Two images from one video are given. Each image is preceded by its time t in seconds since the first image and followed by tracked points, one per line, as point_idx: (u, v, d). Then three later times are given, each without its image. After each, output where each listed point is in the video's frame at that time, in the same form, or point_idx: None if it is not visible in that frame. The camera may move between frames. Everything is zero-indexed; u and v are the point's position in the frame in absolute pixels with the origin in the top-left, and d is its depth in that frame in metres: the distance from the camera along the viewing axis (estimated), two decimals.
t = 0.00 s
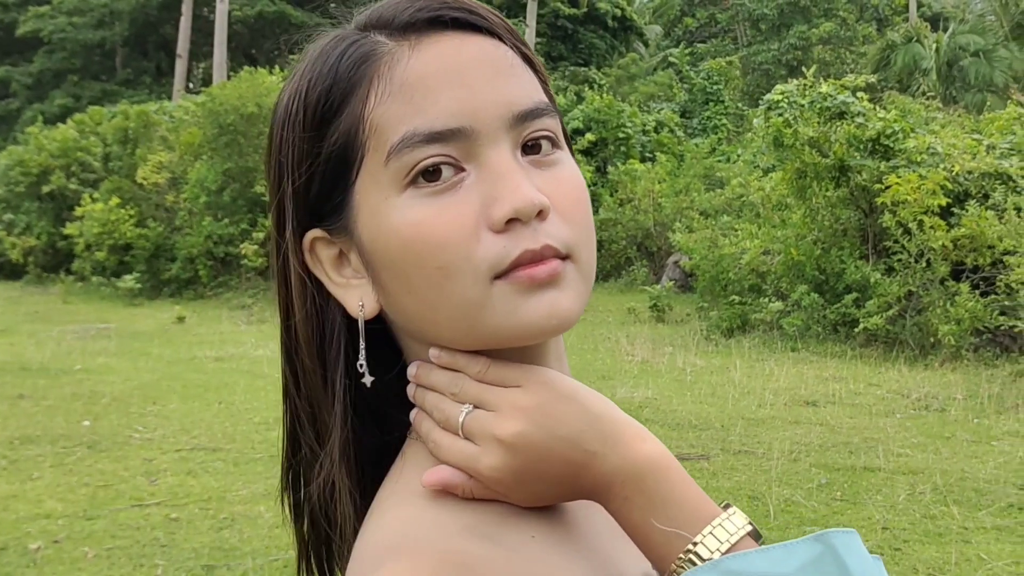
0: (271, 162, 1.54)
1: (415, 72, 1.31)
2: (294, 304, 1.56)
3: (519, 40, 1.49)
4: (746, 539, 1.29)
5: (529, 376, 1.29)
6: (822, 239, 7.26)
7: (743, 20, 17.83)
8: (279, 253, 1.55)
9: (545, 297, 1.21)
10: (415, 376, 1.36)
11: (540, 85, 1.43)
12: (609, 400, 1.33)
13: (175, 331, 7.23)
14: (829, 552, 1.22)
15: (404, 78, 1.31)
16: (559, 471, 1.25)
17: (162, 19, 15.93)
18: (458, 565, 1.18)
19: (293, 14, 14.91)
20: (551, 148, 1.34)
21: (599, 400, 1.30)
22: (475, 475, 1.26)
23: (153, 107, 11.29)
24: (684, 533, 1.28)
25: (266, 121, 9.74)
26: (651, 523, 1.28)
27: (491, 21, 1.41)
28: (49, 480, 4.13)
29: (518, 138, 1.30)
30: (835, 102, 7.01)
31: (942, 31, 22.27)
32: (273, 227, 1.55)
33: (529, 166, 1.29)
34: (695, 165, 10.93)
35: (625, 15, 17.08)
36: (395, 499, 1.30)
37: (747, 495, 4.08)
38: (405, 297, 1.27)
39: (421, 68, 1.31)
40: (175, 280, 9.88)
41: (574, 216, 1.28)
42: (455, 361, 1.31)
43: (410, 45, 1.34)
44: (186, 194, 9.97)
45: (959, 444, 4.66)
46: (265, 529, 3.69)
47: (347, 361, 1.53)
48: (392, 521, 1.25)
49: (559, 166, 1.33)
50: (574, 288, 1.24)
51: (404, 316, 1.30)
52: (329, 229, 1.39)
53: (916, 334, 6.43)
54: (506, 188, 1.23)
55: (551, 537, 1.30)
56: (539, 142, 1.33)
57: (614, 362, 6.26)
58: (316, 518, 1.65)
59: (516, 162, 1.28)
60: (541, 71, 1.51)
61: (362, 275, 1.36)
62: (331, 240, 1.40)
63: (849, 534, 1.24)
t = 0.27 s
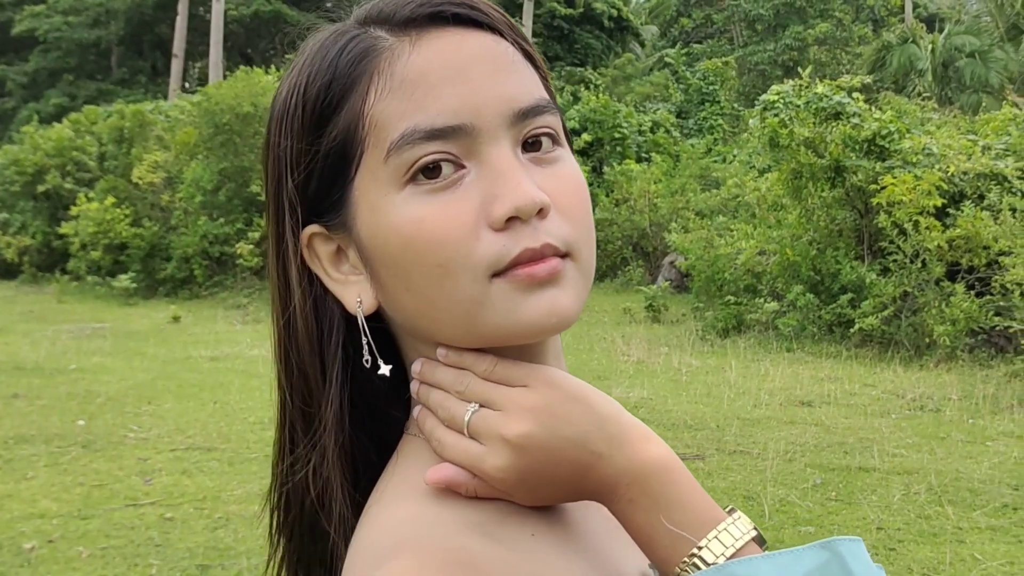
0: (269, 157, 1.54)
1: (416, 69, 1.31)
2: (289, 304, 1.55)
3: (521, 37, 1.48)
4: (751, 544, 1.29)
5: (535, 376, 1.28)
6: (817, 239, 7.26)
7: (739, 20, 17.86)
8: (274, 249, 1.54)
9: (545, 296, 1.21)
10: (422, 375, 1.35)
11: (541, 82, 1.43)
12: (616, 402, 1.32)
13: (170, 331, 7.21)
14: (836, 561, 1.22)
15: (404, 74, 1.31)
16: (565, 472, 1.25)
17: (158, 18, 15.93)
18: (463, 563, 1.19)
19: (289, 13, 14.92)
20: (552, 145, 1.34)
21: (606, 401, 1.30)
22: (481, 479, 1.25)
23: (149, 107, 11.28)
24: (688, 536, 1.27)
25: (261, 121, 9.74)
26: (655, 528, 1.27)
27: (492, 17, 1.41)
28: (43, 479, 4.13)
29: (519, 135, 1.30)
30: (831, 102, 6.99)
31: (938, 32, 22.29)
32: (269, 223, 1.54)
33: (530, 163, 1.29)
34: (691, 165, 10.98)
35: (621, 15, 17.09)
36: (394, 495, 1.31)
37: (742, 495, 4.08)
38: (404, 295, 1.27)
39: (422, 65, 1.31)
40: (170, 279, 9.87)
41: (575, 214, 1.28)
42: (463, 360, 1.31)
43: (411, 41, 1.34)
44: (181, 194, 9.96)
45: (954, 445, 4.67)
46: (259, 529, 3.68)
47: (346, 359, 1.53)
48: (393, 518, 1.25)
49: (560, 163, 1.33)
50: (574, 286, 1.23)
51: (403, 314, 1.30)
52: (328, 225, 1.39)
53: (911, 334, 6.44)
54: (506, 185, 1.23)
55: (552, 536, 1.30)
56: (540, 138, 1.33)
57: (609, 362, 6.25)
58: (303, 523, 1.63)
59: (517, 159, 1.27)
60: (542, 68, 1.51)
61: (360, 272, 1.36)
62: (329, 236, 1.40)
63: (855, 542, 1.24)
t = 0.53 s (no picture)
0: (260, 146, 1.50)
1: (411, 63, 1.29)
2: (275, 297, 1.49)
3: (517, 29, 1.47)
4: (753, 553, 1.29)
5: (545, 377, 1.26)
6: (813, 240, 7.26)
7: (735, 21, 17.89)
8: (262, 242, 1.49)
9: (538, 293, 1.21)
10: (426, 370, 1.33)
11: (536, 76, 1.41)
12: (622, 402, 1.31)
13: (165, 331, 7.21)
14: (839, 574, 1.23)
15: (399, 69, 1.30)
16: (572, 475, 1.23)
17: (154, 18, 15.94)
18: (463, 561, 1.19)
19: (285, 13, 14.93)
20: (547, 140, 1.33)
21: (615, 403, 1.28)
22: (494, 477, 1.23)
23: (144, 106, 11.27)
24: (691, 542, 1.26)
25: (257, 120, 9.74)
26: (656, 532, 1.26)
27: (488, 10, 1.39)
28: (38, 479, 4.12)
29: (515, 130, 1.29)
30: (827, 102, 7.01)
31: (934, 32, 22.33)
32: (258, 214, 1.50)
33: (524, 159, 1.29)
34: (687, 166, 10.94)
35: (617, 15, 17.10)
36: (390, 489, 1.30)
37: (737, 495, 4.08)
38: (397, 290, 1.26)
39: (417, 59, 1.29)
40: (166, 279, 9.87)
41: (570, 210, 1.28)
42: (470, 358, 1.29)
43: (407, 35, 1.32)
44: (177, 194, 9.95)
45: (949, 445, 4.68)
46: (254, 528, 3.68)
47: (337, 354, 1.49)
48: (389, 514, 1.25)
49: (554, 158, 1.32)
50: (567, 282, 1.24)
51: (397, 309, 1.29)
52: (322, 219, 1.37)
53: (907, 335, 6.45)
54: (501, 181, 1.22)
55: (547, 535, 1.30)
56: (535, 134, 1.32)
57: (604, 362, 6.26)
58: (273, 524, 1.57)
59: (512, 155, 1.27)
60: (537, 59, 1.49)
61: (354, 267, 1.35)
62: (323, 230, 1.38)
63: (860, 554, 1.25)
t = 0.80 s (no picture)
0: (250, 139, 1.47)
1: (404, 60, 1.28)
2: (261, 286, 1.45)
3: (509, 26, 1.45)
4: None
5: (573, 383, 1.23)
6: (809, 240, 7.26)
7: (731, 21, 17.91)
8: (248, 233, 1.46)
9: (529, 291, 1.21)
10: (455, 365, 1.30)
11: (528, 72, 1.40)
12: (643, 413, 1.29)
13: (161, 330, 7.20)
14: None
15: (392, 66, 1.28)
16: (594, 487, 1.22)
17: (149, 17, 15.99)
18: (464, 556, 1.19)
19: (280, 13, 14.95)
20: (539, 137, 1.33)
21: (639, 416, 1.27)
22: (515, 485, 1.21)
23: (140, 106, 11.26)
24: (703, 560, 1.26)
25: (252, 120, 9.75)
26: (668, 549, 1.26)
27: (481, 7, 1.38)
28: (33, 479, 4.12)
29: (506, 127, 1.28)
30: (823, 103, 7.02)
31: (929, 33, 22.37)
32: (245, 206, 1.47)
33: (516, 156, 1.28)
34: (683, 166, 10.93)
35: (613, 15, 17.11)
36: (385, 480, 1.29)
37: (732, 495, 4.09)
38: (389, 287, 1.26)
39: (410, 56, 1.28)
40: (161, 279, 9.88)
41: (561, 208, 1.27)
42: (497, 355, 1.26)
43: (399, 32, 1.31)
44: (173, 194, 9.93)
45: (944, 445, 4.68)
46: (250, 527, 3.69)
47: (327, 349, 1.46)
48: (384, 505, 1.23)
49: (546, 156, 1.32)
50: (559, 281, 1.24)
51: (390, 306, 1.28)
52: (315, 215, 1.35)
53: (902, 335, 6.46)
54: (492, 180, 1.22)
55: (542, 532, 1.31)
56: (528, 130, 1.31)
57: (600, 362, 6.27)
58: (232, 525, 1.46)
59: (504, 152, 1.26)
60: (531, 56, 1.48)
61: (346, 264, 1.33)
62: (316, 226, 1.36)
63: None
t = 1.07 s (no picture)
0: (234, 136, 1.42)
1: (392, 58, 1.24)
2: (246, 279, 1.39)
3: (499, 21, 1.41)
4: None
5: (625, 387, 1.18)
6: (804, 240, 7.29)
7: (728, 22, 17.93)
8: (231, 230, 1.41)
9: (522, 289, 1.18)
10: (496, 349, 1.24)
11: (519, 66, 1.36)
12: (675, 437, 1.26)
13: (157, 331, 7.19)
14: None
15: (379, 64, 1.24)
16: (627, 494, 1.16)
17: (145, 17, 16.15)
18: (472, 538, 1.17)
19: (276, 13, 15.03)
20: (530, 132, 1.29)
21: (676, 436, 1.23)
22: (554, 475, 1.14)
23: (135, 105, 11.24)
24: None
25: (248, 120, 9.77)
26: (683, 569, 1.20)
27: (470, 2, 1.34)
28: (27, 479, 4.12)
29: (497, 124, 1.25)
30: (819, 103, 7.01)
31: (925, 33, 22.39)
32: (227, 203, 1.42)
33: (507, 152, 1.24)
34: (678, 166, 10.93)
35: (609, 15, 17.13)
36: (385, 471, 1.26)
37: (727, 495, 4.09)
38: (382, 287, 1.22)
39: (398, 53, 1.24)
40: (158, 279, 9.90)
41: (554, 205, 1.24)
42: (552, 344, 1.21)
43: (387, 29, 1.27)
44: (168, 194, 9.92)
45: (939, 445, 4.69)
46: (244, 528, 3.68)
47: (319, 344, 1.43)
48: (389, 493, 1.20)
49: (538, 151, 1.28)
50: (552, 279, 1.20)
51: (383, 305, 1.25)
52: (305, 214, 1.32)
53: (897, 335, 6.47)
54: (483, 177, 1.18)
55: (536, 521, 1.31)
56: (519, 126, 1.27)
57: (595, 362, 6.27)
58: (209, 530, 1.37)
59: (494, 150, 1.22)
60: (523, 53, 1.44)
61: (337, 263, 1.29)
62: (306, 225, 1.32)
63: None
